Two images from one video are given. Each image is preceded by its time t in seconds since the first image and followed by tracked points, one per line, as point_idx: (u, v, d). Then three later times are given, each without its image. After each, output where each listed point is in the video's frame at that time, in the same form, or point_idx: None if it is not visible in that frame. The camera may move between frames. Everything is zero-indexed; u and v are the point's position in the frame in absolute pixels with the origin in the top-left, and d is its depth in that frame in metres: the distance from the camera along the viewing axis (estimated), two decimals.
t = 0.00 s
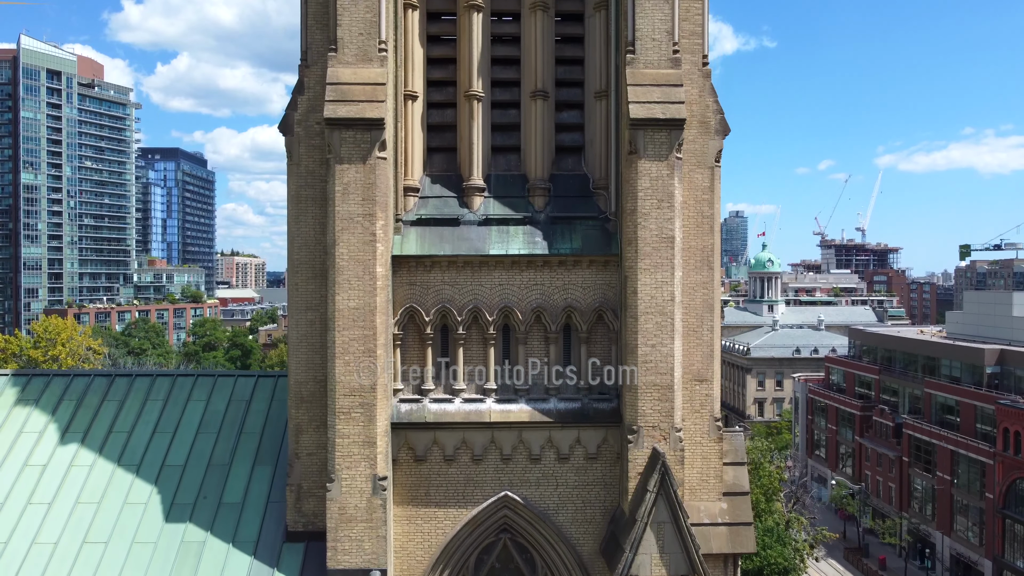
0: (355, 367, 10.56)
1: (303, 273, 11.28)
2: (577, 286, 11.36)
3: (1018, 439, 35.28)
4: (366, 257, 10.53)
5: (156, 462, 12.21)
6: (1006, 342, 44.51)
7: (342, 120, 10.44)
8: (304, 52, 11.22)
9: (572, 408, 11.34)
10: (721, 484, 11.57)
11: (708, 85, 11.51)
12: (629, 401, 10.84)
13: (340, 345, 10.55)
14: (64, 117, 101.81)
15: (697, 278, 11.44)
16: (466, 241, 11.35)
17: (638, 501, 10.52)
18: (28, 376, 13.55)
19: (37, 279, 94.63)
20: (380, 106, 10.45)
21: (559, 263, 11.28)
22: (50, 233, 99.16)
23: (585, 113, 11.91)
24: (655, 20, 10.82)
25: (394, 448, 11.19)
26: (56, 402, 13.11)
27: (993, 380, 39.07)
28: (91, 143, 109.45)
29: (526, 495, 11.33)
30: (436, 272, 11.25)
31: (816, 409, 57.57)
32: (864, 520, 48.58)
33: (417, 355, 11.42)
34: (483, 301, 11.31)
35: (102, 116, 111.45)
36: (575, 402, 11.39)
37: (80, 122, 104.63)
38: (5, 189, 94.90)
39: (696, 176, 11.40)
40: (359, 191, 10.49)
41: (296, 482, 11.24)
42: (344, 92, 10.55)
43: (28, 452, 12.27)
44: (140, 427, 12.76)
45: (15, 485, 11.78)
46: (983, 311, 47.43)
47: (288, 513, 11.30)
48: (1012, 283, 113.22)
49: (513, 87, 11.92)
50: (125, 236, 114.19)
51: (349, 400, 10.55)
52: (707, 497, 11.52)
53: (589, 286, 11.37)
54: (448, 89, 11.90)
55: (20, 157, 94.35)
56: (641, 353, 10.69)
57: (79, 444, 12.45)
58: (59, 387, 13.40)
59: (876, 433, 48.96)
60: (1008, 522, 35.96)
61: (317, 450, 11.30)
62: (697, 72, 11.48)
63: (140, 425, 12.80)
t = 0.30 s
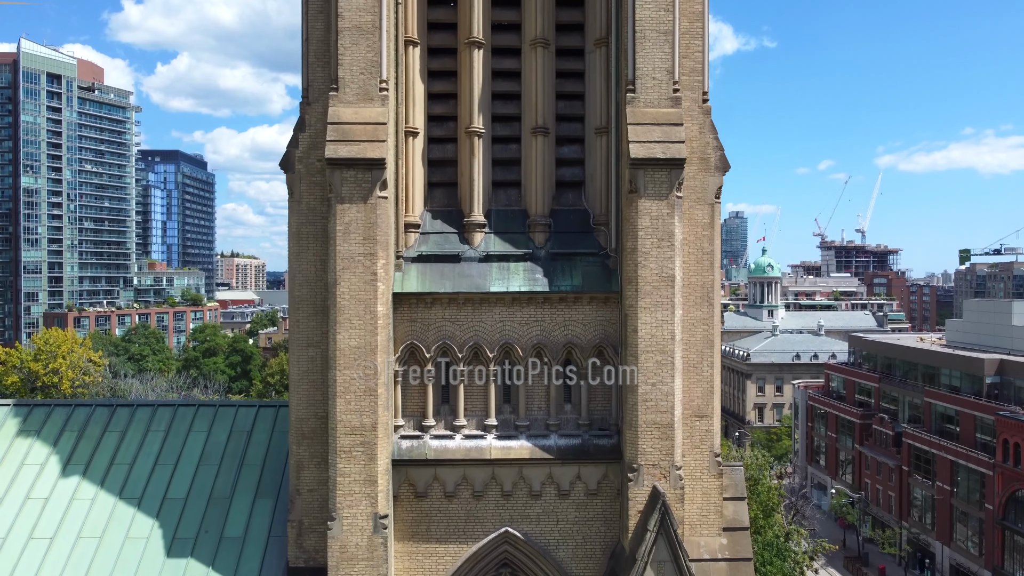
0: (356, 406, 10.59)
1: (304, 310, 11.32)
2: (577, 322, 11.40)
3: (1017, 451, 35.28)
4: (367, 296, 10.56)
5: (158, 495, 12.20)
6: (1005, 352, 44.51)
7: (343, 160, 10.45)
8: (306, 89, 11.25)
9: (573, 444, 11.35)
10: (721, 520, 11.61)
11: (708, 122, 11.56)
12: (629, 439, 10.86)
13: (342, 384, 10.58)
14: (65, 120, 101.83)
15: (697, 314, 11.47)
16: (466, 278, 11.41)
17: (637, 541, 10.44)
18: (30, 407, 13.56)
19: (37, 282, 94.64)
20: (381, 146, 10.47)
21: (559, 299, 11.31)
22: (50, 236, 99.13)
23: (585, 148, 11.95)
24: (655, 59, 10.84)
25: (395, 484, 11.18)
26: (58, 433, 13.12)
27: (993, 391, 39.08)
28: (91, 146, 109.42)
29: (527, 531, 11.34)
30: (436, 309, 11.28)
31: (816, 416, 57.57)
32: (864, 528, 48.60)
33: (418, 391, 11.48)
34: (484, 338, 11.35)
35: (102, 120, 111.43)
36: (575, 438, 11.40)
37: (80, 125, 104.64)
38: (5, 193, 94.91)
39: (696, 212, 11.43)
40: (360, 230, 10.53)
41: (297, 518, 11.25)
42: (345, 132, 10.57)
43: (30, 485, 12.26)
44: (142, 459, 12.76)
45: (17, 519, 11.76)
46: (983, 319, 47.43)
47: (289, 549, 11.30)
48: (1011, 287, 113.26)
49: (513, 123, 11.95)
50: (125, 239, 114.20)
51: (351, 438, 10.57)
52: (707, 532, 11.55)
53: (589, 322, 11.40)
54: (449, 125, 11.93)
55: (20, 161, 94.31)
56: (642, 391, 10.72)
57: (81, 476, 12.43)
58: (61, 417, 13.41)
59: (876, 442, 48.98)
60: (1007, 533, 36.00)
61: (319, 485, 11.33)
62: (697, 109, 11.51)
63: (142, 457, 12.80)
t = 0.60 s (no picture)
0: (357, 445, 10.63)
1: (305, 346, 11.36)
2: (577, 357, 11.43)
3: (1017, 462, 35.29)
4: (368, 335, 10.60)
5: (159, 528, 12.23)
6: (1005, 361, 44.53)
7: (344, 200, 10.47)
8: (307, 126, 11.28)
9: (573, 480, 11.40)
10: (721, 554, 11.66)
11: (708, 158, 11.60)
12: (629, 477, 10.89)
13: (342, 422, 10.61)
14: (65, 123, 101.84)
15: (697, 350, 11.51)
16: (466, 315, 11.47)
17: None
18: (32, 436, 13.61)
19: (38, 285, 94.69)
20: (382, 186, 10.49)
21: (559, 336, 11.35)
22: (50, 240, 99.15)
23: (585, 183, 12.01)
24: (655, 98, 10.88)
25: (395, 521, 11.15)
26: (59, 464, 13.16)
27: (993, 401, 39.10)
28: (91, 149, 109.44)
29: (528, 566, 11.27)
30: (437, 345, 11.30)
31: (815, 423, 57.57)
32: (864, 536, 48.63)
33: (418, 427, 11.52)
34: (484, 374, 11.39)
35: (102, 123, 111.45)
36: (575, 474, 11.45)
37: (80, 129, 104.65)
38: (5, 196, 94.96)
39: (696, 249, 11.47)
40: (361, 269, 10.56)
41: (297, 554, 11.26)
42: (346, 171, 10.60)
43: (32, 518, 12.28)
44: (143, 490, 12.80)
45: (18, 553, 11.77)
46: (983, 328, 47.43)
47: None
48: (1011, 291, 113.32)
49: (514, 157, 12.01)
50: (126, 242, 114.24)
51: (351, 477, 10.60)
52: (706, 567, 11.60)
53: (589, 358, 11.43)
54: (449, 159, 11.98)
55: (20, 165, 94.34)
56: (642, 429, 10.75)
57: (82, 508, 12.45)
58: (62, 447, 13.45)
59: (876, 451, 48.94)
60: (1007, 545, 36.02)
61: (319, 521, 11.36)
62: (697, 146, 11.55)
63: (143, 488, 12.84)
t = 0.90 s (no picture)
0: (358, 484, 10.65)
1: (307, 383, 11.40)
2: (577, 394, 11.47)
3: (1017, 474, 35.31)
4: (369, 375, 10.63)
5: (161, 561, 12.26)
6: (1005, 371, 44.54)
7: (344, 240, 10.49)
8: (308, 164, 11.32)
9: (573, 517, 11.44)
10: None
11: (708, 195, 11.64)
12: (630, 515, 10.91)
13: (343, 461, 10.64)
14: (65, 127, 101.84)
15: (697, 387, 11.55)
16: (467, 352, 11.53)
17: None
18: (33, 467, 13.66)
19: (38, 289, 94.72)
20: (383, 227, 10.52)
21: (559, 373, 11.39)
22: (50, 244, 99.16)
23: (585, 219, 12.07)
24: (655, 138, 10.91)
25: (395, 557, 11.17)
26: (61, 495, 13.19)
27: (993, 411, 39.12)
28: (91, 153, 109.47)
29: None
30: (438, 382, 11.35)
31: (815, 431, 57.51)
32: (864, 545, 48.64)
33: (419, 463, 11.54)
34: (484, 411, 11.42)
35: (102, 126, 111.48)
36: (575, 511, 11.48)
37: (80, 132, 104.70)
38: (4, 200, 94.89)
39: (696, 286, 11.51)
40: (362, 310, 10.59)
41: None
42: (347, 211, 10.63)
43: (34, 550, 12.30)
44: (145, 522, 12.84)
45: None
46: (982, 337, 47.44)
47: None
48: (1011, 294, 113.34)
49: (514, 193, 12.05)
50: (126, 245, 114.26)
51: (352, 516, 10.63)
52: None
53: (589, 395, 11.48)
54: (450, 195, 12.03)
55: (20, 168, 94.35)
56: (642, 468, 10.77)
57: (84, 540, 12.48)
58: (64, 478, 13.49)
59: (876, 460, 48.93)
60: (1006, 556, 36.04)
61: (321, 558, 11.38)
62: (696, 183, 11.59)
63: (145, 520, 12.88)
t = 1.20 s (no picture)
0: (360, 523, 10.67)
1: (308, 421, 11.43)
2: (578, 431, 11.51)
3: (1017, 485, 35.33)
4: (371, 414, 10.66)
5: None
6: (1005, 380, 44.51)
7: (346, 281, 10.51)
8: (309, 202, 11.35)
9: (574, 554, 11.46)
10: None
11: (709, 232, 11.66)
12: (631, 554, 10.92)
13: (345, 501, 10.65)
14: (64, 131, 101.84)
15: (698, 423, 11.58)
16: (469, 390, 11.56)
17: None
18: (36, 497, 13.70)
19: (38, 294, 94.74)
20: (384, 267, 10.54)
21: (560, 410, 11.42)
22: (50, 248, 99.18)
23: (586, 255, 12.10)
24: (656, 177, 10.92)
25: None
26: (63, 526, 13.23)
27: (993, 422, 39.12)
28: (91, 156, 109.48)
29: None
30: (439, 420, 11.37)
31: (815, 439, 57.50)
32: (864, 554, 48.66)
33: (421, 499, 11.55)
34: (486, 448, 11.45)
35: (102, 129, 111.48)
36: (575, 548, 11.51)
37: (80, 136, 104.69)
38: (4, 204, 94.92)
39: (696, 323, 11.53)
40: (363, 350, 10.61)
41: None
42: (348, 251, 10.64)
43: None
44: (148, 554, 12.89)
45: None
46: (982, 346, 47.40)
47: None
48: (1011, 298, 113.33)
49: (515, 230, 12.08)
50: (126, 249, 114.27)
51: (353, 555, 10.64)
52: None
53: (590, 432, 11.51)
54: (451, 231, 12.06)
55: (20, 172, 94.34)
56: (643, 507, 10.78)
57: (87, 572, 12.52)
58: (66, 509, 13.53)
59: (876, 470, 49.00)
60: (1006, 567, 36.06)
61: None
62: (697, 220, 11.61)
63: (147, 552, 12.92)
